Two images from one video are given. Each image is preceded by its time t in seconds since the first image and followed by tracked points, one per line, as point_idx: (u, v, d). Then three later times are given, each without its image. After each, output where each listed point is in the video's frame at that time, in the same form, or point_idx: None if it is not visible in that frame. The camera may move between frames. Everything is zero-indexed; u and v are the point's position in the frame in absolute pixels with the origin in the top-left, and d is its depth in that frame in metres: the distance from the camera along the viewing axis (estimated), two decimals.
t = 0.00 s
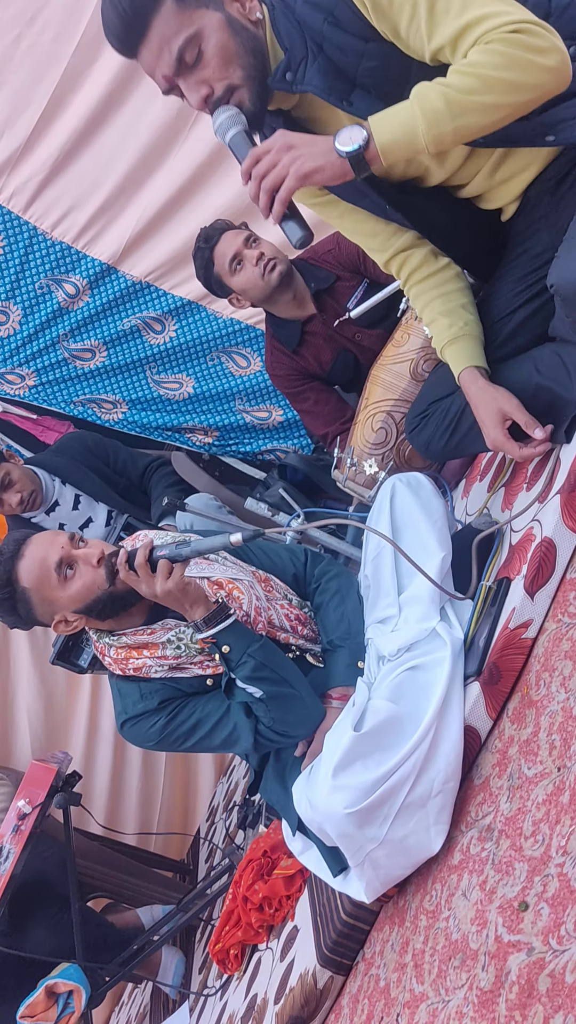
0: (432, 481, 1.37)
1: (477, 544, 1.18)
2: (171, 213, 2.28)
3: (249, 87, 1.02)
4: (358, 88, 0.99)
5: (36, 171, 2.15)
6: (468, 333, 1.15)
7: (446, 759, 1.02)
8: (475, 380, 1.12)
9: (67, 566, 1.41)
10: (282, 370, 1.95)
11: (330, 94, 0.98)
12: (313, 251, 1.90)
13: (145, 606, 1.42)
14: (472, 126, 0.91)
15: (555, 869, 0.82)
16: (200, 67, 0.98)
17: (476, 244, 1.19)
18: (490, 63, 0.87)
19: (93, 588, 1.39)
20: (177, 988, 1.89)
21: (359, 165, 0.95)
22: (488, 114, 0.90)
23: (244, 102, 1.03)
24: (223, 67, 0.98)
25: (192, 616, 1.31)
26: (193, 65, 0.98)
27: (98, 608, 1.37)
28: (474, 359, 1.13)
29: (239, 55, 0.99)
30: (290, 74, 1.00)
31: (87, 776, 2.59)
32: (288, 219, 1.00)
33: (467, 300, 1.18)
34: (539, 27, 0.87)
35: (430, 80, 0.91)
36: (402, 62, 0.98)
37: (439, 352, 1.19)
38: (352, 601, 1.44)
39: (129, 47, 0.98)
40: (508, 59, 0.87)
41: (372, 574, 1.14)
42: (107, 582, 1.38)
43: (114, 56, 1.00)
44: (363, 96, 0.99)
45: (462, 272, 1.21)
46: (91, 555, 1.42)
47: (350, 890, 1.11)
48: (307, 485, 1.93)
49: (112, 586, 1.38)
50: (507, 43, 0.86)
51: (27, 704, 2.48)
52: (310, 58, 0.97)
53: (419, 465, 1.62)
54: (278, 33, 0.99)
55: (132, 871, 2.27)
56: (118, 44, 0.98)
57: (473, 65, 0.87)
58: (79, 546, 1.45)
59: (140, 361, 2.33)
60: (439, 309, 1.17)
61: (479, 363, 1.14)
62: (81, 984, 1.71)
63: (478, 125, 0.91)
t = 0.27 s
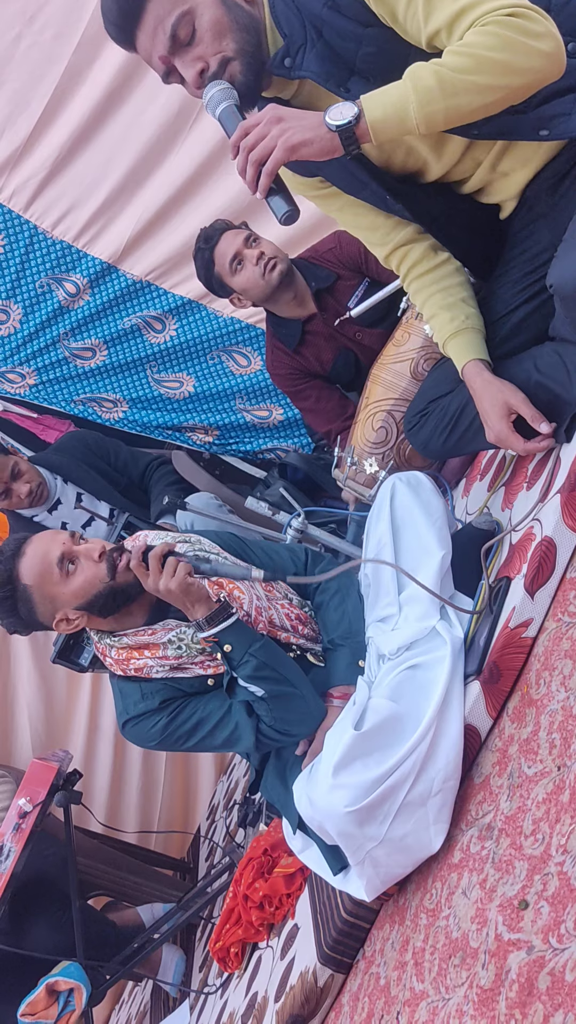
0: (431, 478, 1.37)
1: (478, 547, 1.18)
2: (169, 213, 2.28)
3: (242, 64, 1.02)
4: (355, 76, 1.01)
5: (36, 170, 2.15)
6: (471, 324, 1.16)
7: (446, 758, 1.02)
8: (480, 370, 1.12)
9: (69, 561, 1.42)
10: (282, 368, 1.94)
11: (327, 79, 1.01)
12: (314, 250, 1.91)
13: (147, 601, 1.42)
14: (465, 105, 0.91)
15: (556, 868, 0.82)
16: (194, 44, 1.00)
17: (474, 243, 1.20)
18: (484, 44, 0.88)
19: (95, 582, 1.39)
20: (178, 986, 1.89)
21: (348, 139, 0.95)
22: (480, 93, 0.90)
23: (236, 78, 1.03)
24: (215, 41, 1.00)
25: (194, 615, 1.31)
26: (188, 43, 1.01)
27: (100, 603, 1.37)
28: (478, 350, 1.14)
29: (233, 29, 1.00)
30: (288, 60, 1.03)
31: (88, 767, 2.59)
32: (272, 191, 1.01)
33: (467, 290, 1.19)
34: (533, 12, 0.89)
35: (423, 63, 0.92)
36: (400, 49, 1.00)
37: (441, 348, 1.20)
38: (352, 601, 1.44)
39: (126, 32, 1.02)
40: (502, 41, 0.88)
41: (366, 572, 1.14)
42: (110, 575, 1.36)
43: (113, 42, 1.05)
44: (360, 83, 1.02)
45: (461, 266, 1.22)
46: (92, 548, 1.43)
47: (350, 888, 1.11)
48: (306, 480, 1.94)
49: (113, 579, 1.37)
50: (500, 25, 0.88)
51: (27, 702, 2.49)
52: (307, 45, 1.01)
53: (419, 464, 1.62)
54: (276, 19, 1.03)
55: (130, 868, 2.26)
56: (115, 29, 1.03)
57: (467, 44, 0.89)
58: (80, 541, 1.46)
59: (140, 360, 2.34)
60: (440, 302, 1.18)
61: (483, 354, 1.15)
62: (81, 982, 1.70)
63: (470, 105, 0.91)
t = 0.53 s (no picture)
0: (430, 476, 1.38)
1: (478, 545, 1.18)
2: (168, 213, 2.28)
3: (254, 72, 1.05)
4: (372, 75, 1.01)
5: (36, 168, 2.15)
6: (475, 322, 1.16)
7: (445, 757, 1.02)
8: (482, 366, 1.13)
9: (72, 549, 1.43)
10: (282, 369, 1.95)
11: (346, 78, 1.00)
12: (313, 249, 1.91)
13: (148, 598, 1.43)
14: (474, 102, 0.91)
15: (554, 864, 0.82)
16: (200, 59, 1.03)
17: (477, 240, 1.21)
18: (495, 40, 0.88)
19: (98, 570, 1.40)
20: (177, 984, 1.90)
21: (359, 139, 0.96)
22: (490, 91, 0.90)
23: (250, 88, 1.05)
24: (221, 55, 1.03)
25: (193, 615, 1.31)
26: (195, 59, 1.04)
27: (102, 594, 1.38)
28: (481, 346, 1.15)
29: (238, 42, 1.02)
30: (304, 60, 1.02)
31: (88, 765, 2.59)
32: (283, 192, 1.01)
33: (474, 289, 1.20)
34: (545, 9, 0.89)
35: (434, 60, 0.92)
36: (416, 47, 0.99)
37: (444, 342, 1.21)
38: (352, 599, 1.43)
39: (137, 50, 1.07)
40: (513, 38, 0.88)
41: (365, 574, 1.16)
42: (111, 563, 1.41)
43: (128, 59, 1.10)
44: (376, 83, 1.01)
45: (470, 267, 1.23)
46: (96, 539, 1.44)
47: (349, 886, 1.12)
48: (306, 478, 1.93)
49: (116, 566, 1.41)
50: (511, 22, 0.88)
51: (27, 700, 2.49)
52: (324, 44, 1.00)
53: (419, 462, 1.62)
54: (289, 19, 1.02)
55: (132, 866, 2.26)
56: (129, 49, 1.08)
57: (477, 40, 0.88)
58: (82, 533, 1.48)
59: (140, 358, 2.33)
60: (446, 300, 1.19)
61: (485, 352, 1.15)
62: (80, 981, 1.71)
63: (478, 102, 0.91)
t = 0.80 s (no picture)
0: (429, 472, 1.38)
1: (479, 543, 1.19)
2: (168, 212, 2.28)
3: (258, 87, 1.03)
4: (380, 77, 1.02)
5: (36, 166, 2.15)
6: (476, 322, 1.17)
7: (444, 755, 1.03)
8: (483, 364, 1.13)
9: (76, 541, 1.42)
10: (284, 368, 1.94)
11: (353, 82, 1.01)
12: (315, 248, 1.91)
13: (150, 593, 1.43)
14: (488, 115, 0.90)
15: (554, 861, 0.82)
16: (208, 75, 1.01)
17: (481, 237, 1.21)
18: (508, 53, 0.87)
19: (102, 560, 1.39)
20: (177, 981, 1.90)
21: (375, 154, 0.94)
22: (504, 103, 0.90)
23: (253, 102, 1.04)
24: (227, 69, 1.00)
25: (196, 610, 1.29)
26: (202, 75, 1.02)
27: (106, 582, 1.37)
28: (481, 345, 1.16)
29: (244, 56, 1.00)
30: (311, 66, 1.02)
31: (88, 769, 2.61)
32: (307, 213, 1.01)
33: (476, 290, 1.21)
34: (556, 19, 0.89)
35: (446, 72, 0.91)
36: (424, 51, 1.01)
37: (446, 340, 1.22)
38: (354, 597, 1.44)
39: (143, 68, 1.06)
40: (526, 49, 0.88)
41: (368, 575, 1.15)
42: (116, 552, 1.41)
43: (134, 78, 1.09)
44: (385, 85, 1.02)
45: (472, 267, 1.24)
46: (100, 530, 1.43)
47: (350, 884, 1.12)
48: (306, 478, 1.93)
49: (120, 557, 1.40)
50: (523, 34, 0.87)
51: (27, 697, 2.49)
52: (331, 50, 1.00)
53: (419, 461, 1.62)
54: (295, 26, 1.01)
55: (129, 864, 2.26)
56: (134, 68, 1.07)
57: (490, 53, 0.88)
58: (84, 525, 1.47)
59: (140, 357, 2.34)
60: (448, 299, 1.20)
61: (486, 352, 1.16)
62: (81, 977, 1.71)
63: (493, 116, 0.91)
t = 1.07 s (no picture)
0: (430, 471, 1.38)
1: (479, 543, 1.20)
2: (168, 210, 2.28)
3: (263, 88, 1.05)
4: (384, 78, 1.03)
5: (36, 165, 2.15)
6: (477, 322, 1.18)
7: (445, 754, 1.03)
8: (484, 364, 1.14)
9: (80, 533, 1.43)
10: (285, 368, 1.94)
11: (357, 86, 1.03)
12: (315, 249, 1.91)
13: (151, 587, 1.42)
14: (503, 116, 0.92)
15: (553, 861, 0.82)
16: (208, 80, 1.05)
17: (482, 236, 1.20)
18: (520, 53, 0.88)
19: (105, 555, 1.40)
20: (176, 980, 1.90)
21: (391, 159, 0.96)
22: (517, 104, 0.91)
23: (260, 103, 1.06)
24: (229, 73, 1.04)
25: (198, 607, 1.28)
26: (202, 80, 1.05)
27: (108, 578, 1.37)
28: (481, 343, 1.16)
29: (245, 59, 1.03)
30: (315, 69, 1.04)
31: (88, 765, 2.60)
32: (320, 216, 1.04)
33: (477, 289, 1.22)
34: (566, 16, 0.89)
35: (458, 73, 0.92)
36: (429, 53, 1.02)
37: (446, 339, 1.23)
38: (355, 595, 1.43)
39: (143, 75, 1.09)
40: (538, 48, 0.88)
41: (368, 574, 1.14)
42: (118, 547, 1.41)
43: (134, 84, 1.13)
44: (389, 86, 1.04)
45: (473, 267, 1.24)
46: (103, 525, 1.44)
47: (349, 883, 1.12)
48: (307, 477, 1.93)
49: (123, 552, 1.40)
50: (536, 33, 0.88)
51: (27, 697, 2.49)
52: (334, 52, 1.02)
53: (419, 460, 1.62)
54: (297, 28, 1.03)
55: (134, 864, 2.27)
56: (135, 75, 1.10)
57: (502, 54, 0.89)
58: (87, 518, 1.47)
59: (140, 356, 2.33)
60: (449, 298, 1.20)
61: (487, 351, 1.16)
62: (80, 976, 1.71)
63: (508, 116, 0.92)
